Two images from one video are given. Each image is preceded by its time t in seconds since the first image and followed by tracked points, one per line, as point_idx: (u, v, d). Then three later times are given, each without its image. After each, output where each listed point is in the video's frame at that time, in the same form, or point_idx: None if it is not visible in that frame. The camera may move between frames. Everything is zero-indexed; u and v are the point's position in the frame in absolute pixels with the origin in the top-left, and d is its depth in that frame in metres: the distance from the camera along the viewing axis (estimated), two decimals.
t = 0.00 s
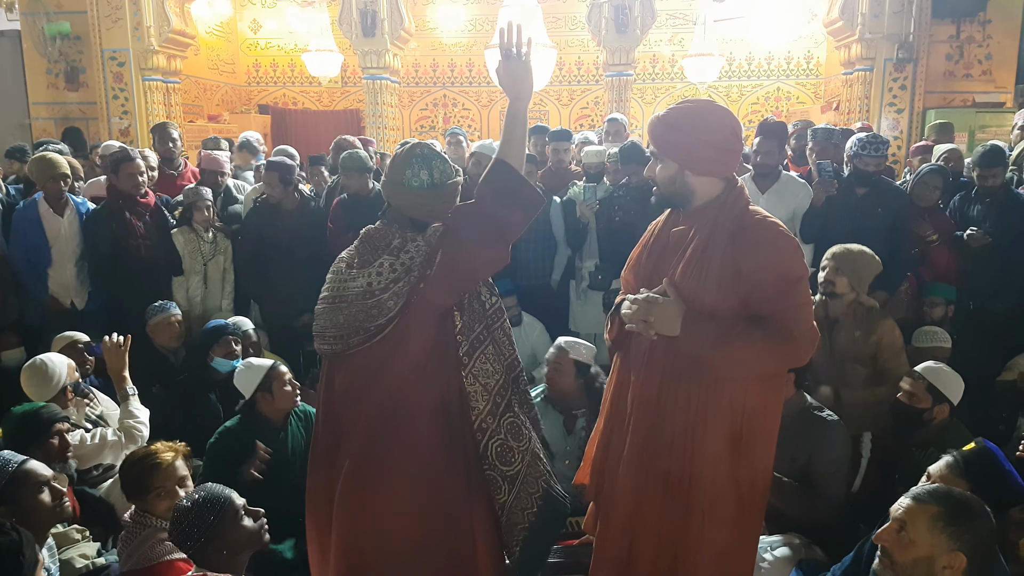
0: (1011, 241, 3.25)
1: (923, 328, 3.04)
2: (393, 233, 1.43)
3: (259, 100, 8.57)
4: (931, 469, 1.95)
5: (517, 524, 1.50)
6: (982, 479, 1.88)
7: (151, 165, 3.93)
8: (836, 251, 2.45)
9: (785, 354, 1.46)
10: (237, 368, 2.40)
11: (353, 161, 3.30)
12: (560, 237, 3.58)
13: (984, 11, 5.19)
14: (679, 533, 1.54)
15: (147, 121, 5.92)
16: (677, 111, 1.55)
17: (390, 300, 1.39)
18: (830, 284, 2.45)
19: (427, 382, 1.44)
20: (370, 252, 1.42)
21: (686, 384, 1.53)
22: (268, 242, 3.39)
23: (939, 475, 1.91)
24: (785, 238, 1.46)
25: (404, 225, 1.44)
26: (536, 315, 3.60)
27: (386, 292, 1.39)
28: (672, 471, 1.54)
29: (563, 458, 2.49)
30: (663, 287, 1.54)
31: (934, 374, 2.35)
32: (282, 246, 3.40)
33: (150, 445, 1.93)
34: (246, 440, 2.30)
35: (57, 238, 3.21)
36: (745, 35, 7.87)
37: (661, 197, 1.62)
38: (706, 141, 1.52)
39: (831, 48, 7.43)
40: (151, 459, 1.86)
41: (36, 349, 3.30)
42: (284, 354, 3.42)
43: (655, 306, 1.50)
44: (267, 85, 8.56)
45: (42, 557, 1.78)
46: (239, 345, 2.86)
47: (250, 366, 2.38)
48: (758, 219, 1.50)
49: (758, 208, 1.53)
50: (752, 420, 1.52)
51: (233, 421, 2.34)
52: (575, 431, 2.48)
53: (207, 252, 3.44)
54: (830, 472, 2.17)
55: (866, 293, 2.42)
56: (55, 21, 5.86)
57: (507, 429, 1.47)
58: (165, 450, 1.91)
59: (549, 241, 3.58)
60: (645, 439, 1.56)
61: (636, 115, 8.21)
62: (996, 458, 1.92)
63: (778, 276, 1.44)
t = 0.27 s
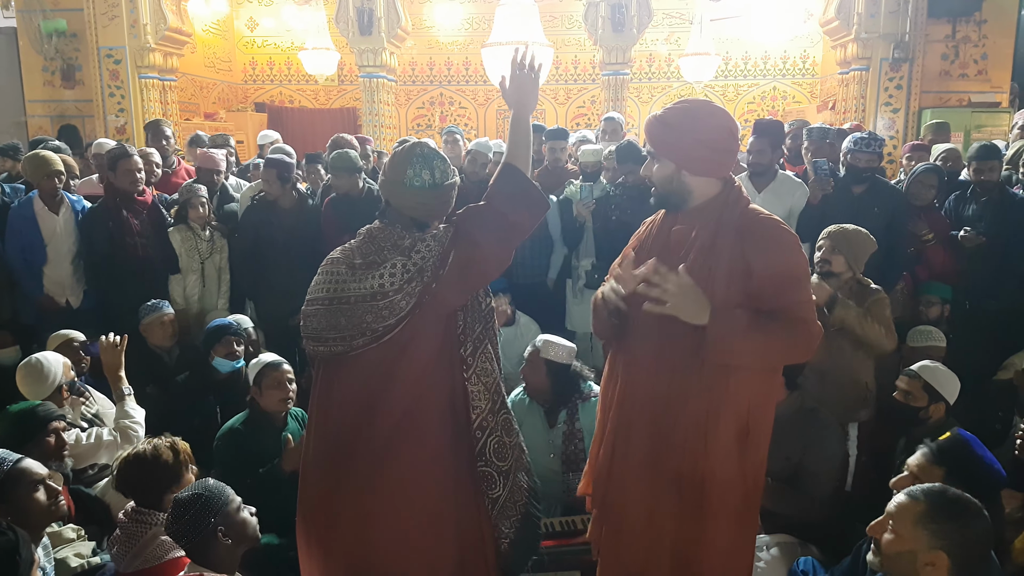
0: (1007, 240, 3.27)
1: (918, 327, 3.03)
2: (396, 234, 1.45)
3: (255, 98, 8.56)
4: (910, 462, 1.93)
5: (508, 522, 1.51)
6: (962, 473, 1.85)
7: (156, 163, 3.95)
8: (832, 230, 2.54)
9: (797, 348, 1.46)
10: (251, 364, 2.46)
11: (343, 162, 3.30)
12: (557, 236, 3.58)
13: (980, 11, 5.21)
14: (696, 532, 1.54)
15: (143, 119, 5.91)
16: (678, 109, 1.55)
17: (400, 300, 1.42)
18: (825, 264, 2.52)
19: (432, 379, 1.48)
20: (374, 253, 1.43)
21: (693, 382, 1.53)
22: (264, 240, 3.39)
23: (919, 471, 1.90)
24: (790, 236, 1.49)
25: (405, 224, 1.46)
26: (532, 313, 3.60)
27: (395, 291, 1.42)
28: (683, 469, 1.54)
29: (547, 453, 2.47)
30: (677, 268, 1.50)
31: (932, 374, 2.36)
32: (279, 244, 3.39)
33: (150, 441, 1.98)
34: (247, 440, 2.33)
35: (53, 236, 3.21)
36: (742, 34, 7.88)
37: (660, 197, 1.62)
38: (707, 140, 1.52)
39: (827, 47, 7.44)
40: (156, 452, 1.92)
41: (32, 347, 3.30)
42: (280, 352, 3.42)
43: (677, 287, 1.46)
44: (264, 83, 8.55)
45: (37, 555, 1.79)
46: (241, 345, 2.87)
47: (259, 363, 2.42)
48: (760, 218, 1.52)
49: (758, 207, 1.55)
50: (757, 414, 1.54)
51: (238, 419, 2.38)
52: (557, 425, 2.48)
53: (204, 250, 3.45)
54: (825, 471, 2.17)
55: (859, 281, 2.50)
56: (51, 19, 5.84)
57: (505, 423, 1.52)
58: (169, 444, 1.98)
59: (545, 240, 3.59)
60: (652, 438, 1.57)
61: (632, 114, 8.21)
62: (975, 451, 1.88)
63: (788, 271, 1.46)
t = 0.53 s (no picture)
0: (1002, 241, 3.30)
1: (911, 328, 3.03)
2: (397, 235, 1.46)
3: (251, 100, 8.56)
4: (886, 454, 1.89)
5: (495, 524, 1.54)
6: (935, 463, 1.80)
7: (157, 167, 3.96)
8: (830, 231, 2.51)
9: (803, 342, 1.48)
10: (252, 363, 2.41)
11: (334, 166, 3.30)
12: (553, 237, 3.61)
13: (975, 13, 5.23)
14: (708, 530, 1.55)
15: (139, 120, 5.90)
16: (677, 109, 1.55)
17: (404, 298, 1.44)
18: (819, 263, 2.49)
19: (432, 380, 1.51)
20: (378, 254, 1.44)
21: (698, 384, 1.53)
22: (261, 242, 3.39)
23: (898, 470, 1.84)
24: (787, 233, 1.50)
25: (405, 227, 1.48)
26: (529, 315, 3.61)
27: (400, 290, 1.44)
28: (691, 471, 1.54)
29: (536, 446, 2.48)
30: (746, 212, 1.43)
31: (929, 375, 2.34)
32: (276, 246, 3.39)
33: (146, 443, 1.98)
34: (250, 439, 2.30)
35: (49, 238, 3.21)
36: (738, 36, 7.89)
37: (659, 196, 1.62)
38: (704, 141, 1.52)
39: (823, 49, 7.46)
40: (157, 456, 1.93)
41: (27, 349, 3.28)
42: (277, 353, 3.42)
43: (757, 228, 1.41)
44: (260, 85, 8.55)
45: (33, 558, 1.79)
46: (232, 348, 2.85)
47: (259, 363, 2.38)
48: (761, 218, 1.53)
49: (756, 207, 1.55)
50: (757, 410, 1.56)
51: (238, 418, 2.35)
52: (547, 418, 2.48)
53: (201, 253, 3.45)
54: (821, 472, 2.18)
55: (854, 280, 2.48)
56: (48, 20, 5.84)
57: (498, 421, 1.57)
58: (166, 448, 1.98)
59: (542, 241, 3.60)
60: (657, 442, 1.57)
61: (629, 116, 8.23)
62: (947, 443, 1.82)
63: (789, 264, 1.48)
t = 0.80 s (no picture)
0: (1001, 242, 3.29)
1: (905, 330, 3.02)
2: (402, 233, 1.46)
3: (250, 102, 8.57)
4: (868, 445, 1.90)
5: (483, 526, 1.59)
6: (915, 453, 1.81)
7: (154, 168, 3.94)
8: (825, 234, 2.47)
9: (804, 344, 1.48)
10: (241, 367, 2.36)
11: (332, 169, 3.31)
12: (552, 238, 3.60)
13: (974, 15, 5.23)
14: (709, 532, 1.55)
15: (138, 123, 5.91)
16: (676, 111, 1.55)
17: (412, 290, 1.45)
18: (813, 266, 2.45)
19: (433, 380, 1.52)
20: (387, 249, 1.44)
21: (700, 385, 1.53)
22: (260, 244, 3.39)
23: (875, 456, 1.86)
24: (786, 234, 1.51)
25: (408, 228, 1.48)
26: (527, 317, 3.61)
27: (411, 283, 1.44)
28: (693, 472, 1.54)
29: (541, 447, 2.47)
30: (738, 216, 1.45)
31: (927, 377, 2.34)
32: (275, 248, 3.39)
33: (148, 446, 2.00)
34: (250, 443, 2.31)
35: (47, 240, 3.21)
36: (737, 38, 7.90)
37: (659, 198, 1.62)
38: (704, 142, 1.51)
39: (822, 52, 7.47)
40: (160, 458, 1.95)
41: (25, 351, 3.28)
42: (275, 356, 3.42)
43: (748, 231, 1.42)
44: (260, 88, 8.56)
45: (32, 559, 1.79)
46: (214, 351, 2.82)
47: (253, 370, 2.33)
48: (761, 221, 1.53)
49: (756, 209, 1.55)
50: (759, 413, 1.56)
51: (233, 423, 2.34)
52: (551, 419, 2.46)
53: (201, 255, 3.44)
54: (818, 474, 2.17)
55: (846, 283, 2.46)
56: (48, 23, 5.85)
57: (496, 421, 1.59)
58: (169, 451, 2.01)
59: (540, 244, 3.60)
60: (659, 443, 1.56)
61: (627, 119, 8.24)
62: (920, 427, 1.83)
63: (788, 265, 1.48)
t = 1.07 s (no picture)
0: (1002, 243, 3.27)
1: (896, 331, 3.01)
2: (404, 229, 1.46)
3: (250, 104, 8.57)
4: (850, 441, 1.91)
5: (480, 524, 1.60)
6: (895, 442, 1.84)
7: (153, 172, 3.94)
8: (814, 234, 2.50)
9: (796, 351, 1.47)
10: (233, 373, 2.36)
11: (337, 168, 3.30)
12: (552, 241, 3.61)
13: (973, 16, 5.23)
14: (699, 533, 1.55)
15: (138, 125, 5.90)
16: (675, 112, 1.55)
17: (413, 281, 1.45)
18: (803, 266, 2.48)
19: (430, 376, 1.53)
20: (389, 244, 1.44)
21: (695, 387, 1.53)
22: (259, 246, 3.39)
23: (855, 447, 1.89)
24: (784, 239, 1.49)
25: (407, 225, 1.47)
26: (527, 318, 3.60)
27: (411, 274, 1.44)
28: (685, 473, 1.54)
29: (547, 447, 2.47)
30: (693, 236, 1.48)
31: (926, 377, 2.35)
32: (273, 250, 3.39)
33: (151, 449, 1.99)
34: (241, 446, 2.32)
35: (47, 242, 3.21)
36: (736, 39, 7.90)
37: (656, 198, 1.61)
38: (701, 143, 1.51)
39: (821, 53, 7.47)
40: (161, 461, 1.93)
41: (25, 353, 3.28)
42: (274, 358, 3.41)
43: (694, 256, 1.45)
44: (259, 89, 8.56)
45: (32, 561, 1.79)
46: (187, 354, 2.79)
47: (242, 375, 2.34)
48: (758, 222, 1.52)
49: (754, 211, 1.55)
50: (753, 415, 1.55)
51: (224, 426, 2.35)
52: (557, 418, 2.47)
53: (200, 258, 3.42)
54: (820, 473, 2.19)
55: (837, 282, 2.47)
56: (47, 25, 5.86)
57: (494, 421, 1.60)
58: (171, 454, 1.99)
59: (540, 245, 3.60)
60: (651, 444, 1.57)
61: (627, 120, 8.24)
62: (895, 416, 1.87)
63: (780, 270, 1.47)
